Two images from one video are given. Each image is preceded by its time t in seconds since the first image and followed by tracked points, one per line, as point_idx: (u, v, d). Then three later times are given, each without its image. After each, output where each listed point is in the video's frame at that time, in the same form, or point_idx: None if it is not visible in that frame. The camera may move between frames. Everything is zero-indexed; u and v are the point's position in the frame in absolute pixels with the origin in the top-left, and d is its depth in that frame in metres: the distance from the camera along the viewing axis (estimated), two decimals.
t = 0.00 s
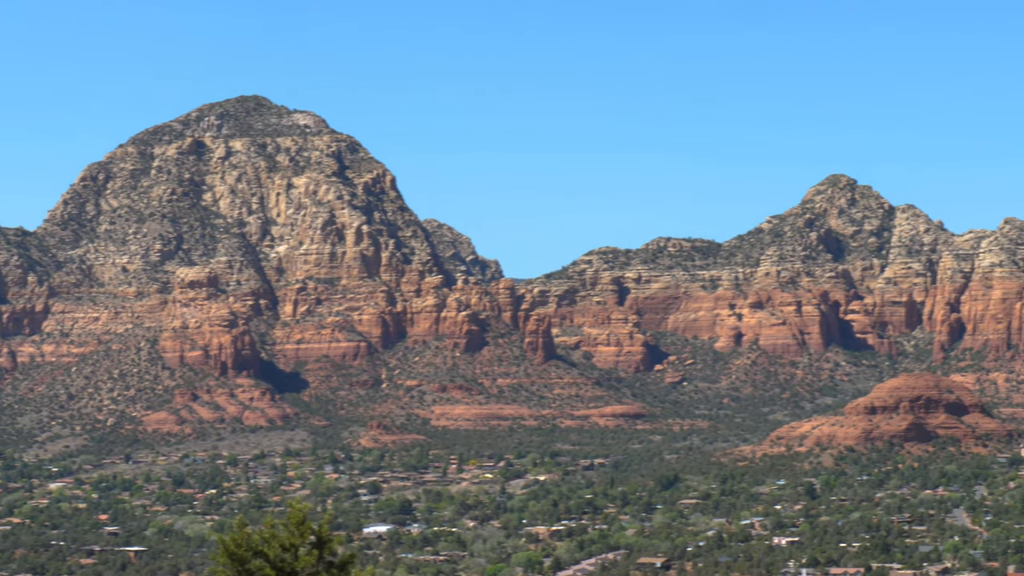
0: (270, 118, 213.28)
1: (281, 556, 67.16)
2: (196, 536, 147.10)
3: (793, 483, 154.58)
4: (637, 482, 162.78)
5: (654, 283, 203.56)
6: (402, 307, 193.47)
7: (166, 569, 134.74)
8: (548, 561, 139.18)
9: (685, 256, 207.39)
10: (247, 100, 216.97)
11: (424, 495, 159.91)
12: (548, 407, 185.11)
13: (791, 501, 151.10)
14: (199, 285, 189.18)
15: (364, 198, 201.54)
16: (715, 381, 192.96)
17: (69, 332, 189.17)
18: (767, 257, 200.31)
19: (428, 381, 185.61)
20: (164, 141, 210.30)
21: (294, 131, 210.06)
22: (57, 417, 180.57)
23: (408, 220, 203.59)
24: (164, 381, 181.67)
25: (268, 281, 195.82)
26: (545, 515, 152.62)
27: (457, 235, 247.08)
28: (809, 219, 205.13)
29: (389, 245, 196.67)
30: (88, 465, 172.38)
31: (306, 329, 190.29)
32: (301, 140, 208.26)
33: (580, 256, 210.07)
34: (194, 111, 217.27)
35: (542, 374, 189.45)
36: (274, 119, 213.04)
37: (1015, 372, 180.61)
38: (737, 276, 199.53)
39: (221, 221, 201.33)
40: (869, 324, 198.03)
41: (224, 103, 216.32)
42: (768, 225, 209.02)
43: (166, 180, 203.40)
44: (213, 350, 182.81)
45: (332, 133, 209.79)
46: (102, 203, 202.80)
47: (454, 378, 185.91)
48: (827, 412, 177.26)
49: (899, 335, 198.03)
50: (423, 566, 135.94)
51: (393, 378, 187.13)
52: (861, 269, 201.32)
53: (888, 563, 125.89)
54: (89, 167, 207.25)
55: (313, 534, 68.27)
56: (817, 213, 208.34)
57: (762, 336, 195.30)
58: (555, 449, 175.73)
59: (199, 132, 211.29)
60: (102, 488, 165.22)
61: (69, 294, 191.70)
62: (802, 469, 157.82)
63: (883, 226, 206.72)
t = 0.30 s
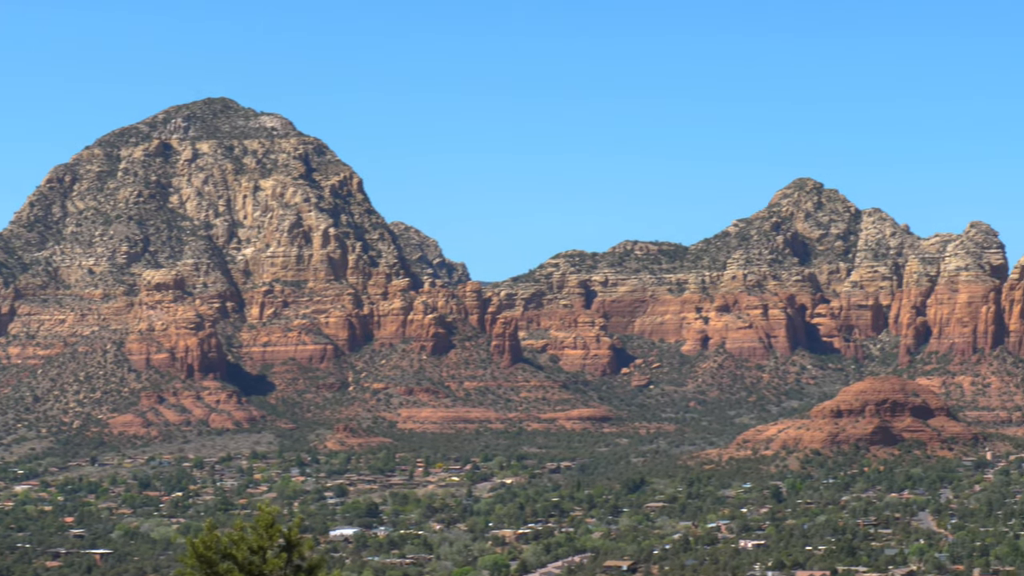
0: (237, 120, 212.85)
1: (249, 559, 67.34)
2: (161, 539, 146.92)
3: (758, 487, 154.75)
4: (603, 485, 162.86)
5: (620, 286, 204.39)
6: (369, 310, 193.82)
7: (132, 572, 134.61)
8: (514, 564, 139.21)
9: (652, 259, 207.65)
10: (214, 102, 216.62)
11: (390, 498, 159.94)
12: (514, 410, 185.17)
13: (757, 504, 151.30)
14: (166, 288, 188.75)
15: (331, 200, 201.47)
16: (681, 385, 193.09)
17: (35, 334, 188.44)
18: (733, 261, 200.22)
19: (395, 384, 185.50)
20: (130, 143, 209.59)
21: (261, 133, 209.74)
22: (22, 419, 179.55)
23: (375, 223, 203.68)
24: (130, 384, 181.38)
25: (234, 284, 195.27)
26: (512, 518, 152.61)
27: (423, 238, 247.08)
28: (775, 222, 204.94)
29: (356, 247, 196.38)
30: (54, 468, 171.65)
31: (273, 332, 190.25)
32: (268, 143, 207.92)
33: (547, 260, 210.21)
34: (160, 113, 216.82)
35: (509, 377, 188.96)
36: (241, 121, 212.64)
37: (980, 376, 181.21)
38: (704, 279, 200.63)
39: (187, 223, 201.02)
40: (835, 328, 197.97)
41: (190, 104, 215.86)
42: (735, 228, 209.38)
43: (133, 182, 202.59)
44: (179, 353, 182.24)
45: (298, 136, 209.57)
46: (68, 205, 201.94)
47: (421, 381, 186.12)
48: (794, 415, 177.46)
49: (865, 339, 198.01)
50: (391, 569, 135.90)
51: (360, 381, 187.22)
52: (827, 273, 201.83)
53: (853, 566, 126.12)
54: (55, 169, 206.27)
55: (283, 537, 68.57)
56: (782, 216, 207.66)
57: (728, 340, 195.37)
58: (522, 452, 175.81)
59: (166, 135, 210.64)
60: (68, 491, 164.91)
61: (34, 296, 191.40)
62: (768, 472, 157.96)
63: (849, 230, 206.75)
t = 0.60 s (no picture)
0: (208, 126, 212.75)
1: (223, 565, 67.29)
2: (132, 545, 146.78)
3: (729, 493, 154.96)
4: (574, 492, 162.92)
5: (592, 292, 204.41)
6: (340, 316, 193.44)
7: None
8: (486, 570, 139.16)
9: (623, 265, 208.04)
10: (185, 108, 216.71)
11: (361, 505, 159.82)
12: (486, 416, 185.07)
13: (729, 510, 151.46)
14: (137, 293, 189.03)
15: (302, 206, 201.44)
16: (653, 391, 193.14)
17: (6, 339, 187.22)
18: (705, 267, 201.04)
19: (366, 390, 186.03)
20: (102, 148, 209.38)
21: (233, 139, 209.55)
22: None
23: (346, 229, 203.42)
24: (101, 390, 180.66)
25: (206, 289, 195.51)
26: (483, 524, 152.63)
27: (395, 244, 247.03)
28: (746, 229, 205.59)
29: (328, 253, 196.41)
30: (24, 473, 171.08)
31: (244, 338, 189.94)
32: (239, 148, 207.48)
33: (518, 266, 210.31)
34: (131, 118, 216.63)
35: (480, 384, 189.24)
36: (212, 126, 212.50)
37: (951, 382, 182.09)
38: (675, 286, 200.74)
39: (159, 228, 200.83)
40: (806, 334, 198.09)
41: (162, 109, 215.76)
42: (707, 234, 209.75)
43: (104, 187, 202.42)
44: (150, 359, 182.22)
45: (270, 141, 209.53)
46: (39, 211, 201.43)
47: (392, 387, 185.90)
48: (765, 421, 177.73)
49: (837, 345, 198.42)
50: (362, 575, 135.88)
51: (331, 388, 186.79)
52: (798, 279, 202.55)
53: (824, 572, 126.31)
54: (26, 175, 205.74)
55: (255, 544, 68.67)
56: (755, 222, 209.00)
57: (700, 346, 195.77)
58: (493, 458, 175.78)
59: (137, 140, 210.26)
60: (38, 496, 164.52)
61: (5, 301, 190.79)
62: (739, 479, 158.15)
63: (820, 236, 207.20)
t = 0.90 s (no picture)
0: (180, 128, 212.56)
1: (193, 566, 67.44)
2: (103, 548, 146.56)
3: (701, 496, 155.03)
4: (545, 495, 163.15)
5: (563, 295, 204.64)
6: (312, 318, 193.62)
7: None
8: (457, 573, 139.21)
9: (595, 268, 208.21)
10: (156, 112, 216.54)
11: (332, 508, 159.66)
12: (458, 419, 185.19)
13: (699, 513, 151.55)
14: (109, 296, 188.37)
15: (274, 209, 201.47)
16: (625, 395, 193.15)
17: None
18: (676, 270, 200.95)
19: (338, 393, 186.14)
20: (73, 151, 208.95)
21: (205, 142, 209.67)
22: None
23: (318, 232, 203.45)
24: (71, 393, 180.72)
25: (177, 292, 195.03)
26: (455, 527, 152.68)
27: (367, 247, 247.17)
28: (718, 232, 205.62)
29: (300, 256, 196.60)
30: None
31: (215, 341, 189.49)
32: (211, 151, 207.77)
33: (490, 269, 210.48)
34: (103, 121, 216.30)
35: (452, 387, 189.58)
36: (184, 129, 212.36)
37: (923, 387, 182.83)
38: (647, 289, 200.55)
39: (130, 232, 200.13)
40: (777, 337, 198.70)
41: (133, 113, 215.44)
42: (678, 238, 210.06)
43: (75, 190, 201.52)
44: (122, 362, 181.66)
45: (242, 144, 209.57)
46: (10, 214, 201.00)
47: (364, 390, 186.31)
48: (736, 425, 178.05)
49: (808, 348, 199.01)
50: None
51: (303, 390, 187.08)
52: (770, 282, 202.85)
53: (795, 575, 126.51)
54: None
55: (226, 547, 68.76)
56: (726, 226, 208.96)
57: (671, 349, 195.87)
58: (465, 461, 175.92)
59: (108, 143, 209.65)
60: (9, 500, 164.13)
61: None
62: (710, 481, 158.25)
63: (792, 239, 208.04)
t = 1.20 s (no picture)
0: (147, 128, 211.83)
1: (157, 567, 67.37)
2: (70, 549, 146.13)
3: (669, 496, 155.11)
4: (513, 494, 163.24)
5: (531, 295, 204.20)
6: (279, 318, 193.43)
7: None
8: (424, 573, 139.12)
9: (562, 268, 207.99)
10: (124, 111, 215.30)
11: (299, 507, 159.58)
12: (425, 418, 185.03)
13: (667, 513, 151.53)
14: (75, 295, 188.18)
15: (241, 208, 201.29)
16: (591, 395, 193.32)
17: None
18: (643, 270, 201.41)
19: (305, 393, 185.88)
20: (39, 150, 208.09)
21: (172, 141, 209.19)
22: None
23: (286, 232, 203.75)
24: (38, 393, 180.17)
25: (145, 292, 194.18)
26: (422, 527, 152.69)
27: (334, 246, 246.87)
28: (685, 232, 205.63)
29: (267, 256, 196.82)
30: None
31: (182, 340, 189.46)
32: (178, 151, 207.45)
33: (457, 269, 210.14)
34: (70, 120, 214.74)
35: (419, 386, 189.23)
36: (151, 129, 211.78)
37: (889, 387, 183.27)
38: (614, 289, 200.87)
39: (97, 231, 199.75)
40: (745, 338, 198.68)
41: (100, 112, 214.46)
42: (645, 238, 210.09)
43: (42, 190, 201.25)
44: (88, 362, 181.50)
45: (209, 144, 209.35)
46: None
47: (331, 390, 186.12)
48: (704, 424, 178.14)
49: (775, 348, 199.17)
50: None
51: (270, 390, 186.85)
52: (737, 283, 202.58)
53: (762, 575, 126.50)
54: None
55: (191, 548, 68.63)
56: (693, 226, 209.18)
57: (638, 349, 196.01)
58: (432, 461, 175.88)
59: (75, 142, 208.94)
60: None
61: None
62: (678, 481, 158.20)
63: (759, 240, 208.43)
